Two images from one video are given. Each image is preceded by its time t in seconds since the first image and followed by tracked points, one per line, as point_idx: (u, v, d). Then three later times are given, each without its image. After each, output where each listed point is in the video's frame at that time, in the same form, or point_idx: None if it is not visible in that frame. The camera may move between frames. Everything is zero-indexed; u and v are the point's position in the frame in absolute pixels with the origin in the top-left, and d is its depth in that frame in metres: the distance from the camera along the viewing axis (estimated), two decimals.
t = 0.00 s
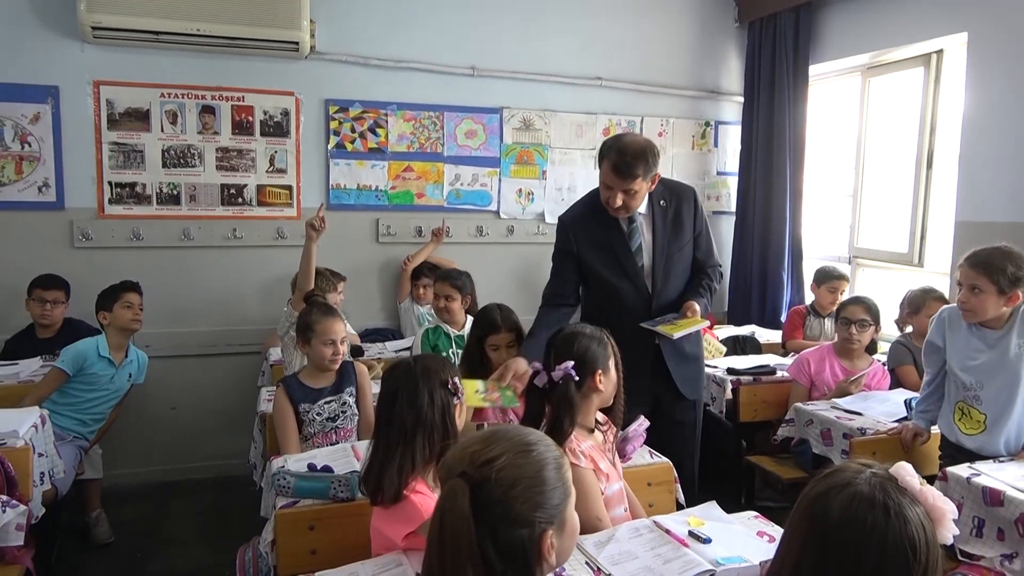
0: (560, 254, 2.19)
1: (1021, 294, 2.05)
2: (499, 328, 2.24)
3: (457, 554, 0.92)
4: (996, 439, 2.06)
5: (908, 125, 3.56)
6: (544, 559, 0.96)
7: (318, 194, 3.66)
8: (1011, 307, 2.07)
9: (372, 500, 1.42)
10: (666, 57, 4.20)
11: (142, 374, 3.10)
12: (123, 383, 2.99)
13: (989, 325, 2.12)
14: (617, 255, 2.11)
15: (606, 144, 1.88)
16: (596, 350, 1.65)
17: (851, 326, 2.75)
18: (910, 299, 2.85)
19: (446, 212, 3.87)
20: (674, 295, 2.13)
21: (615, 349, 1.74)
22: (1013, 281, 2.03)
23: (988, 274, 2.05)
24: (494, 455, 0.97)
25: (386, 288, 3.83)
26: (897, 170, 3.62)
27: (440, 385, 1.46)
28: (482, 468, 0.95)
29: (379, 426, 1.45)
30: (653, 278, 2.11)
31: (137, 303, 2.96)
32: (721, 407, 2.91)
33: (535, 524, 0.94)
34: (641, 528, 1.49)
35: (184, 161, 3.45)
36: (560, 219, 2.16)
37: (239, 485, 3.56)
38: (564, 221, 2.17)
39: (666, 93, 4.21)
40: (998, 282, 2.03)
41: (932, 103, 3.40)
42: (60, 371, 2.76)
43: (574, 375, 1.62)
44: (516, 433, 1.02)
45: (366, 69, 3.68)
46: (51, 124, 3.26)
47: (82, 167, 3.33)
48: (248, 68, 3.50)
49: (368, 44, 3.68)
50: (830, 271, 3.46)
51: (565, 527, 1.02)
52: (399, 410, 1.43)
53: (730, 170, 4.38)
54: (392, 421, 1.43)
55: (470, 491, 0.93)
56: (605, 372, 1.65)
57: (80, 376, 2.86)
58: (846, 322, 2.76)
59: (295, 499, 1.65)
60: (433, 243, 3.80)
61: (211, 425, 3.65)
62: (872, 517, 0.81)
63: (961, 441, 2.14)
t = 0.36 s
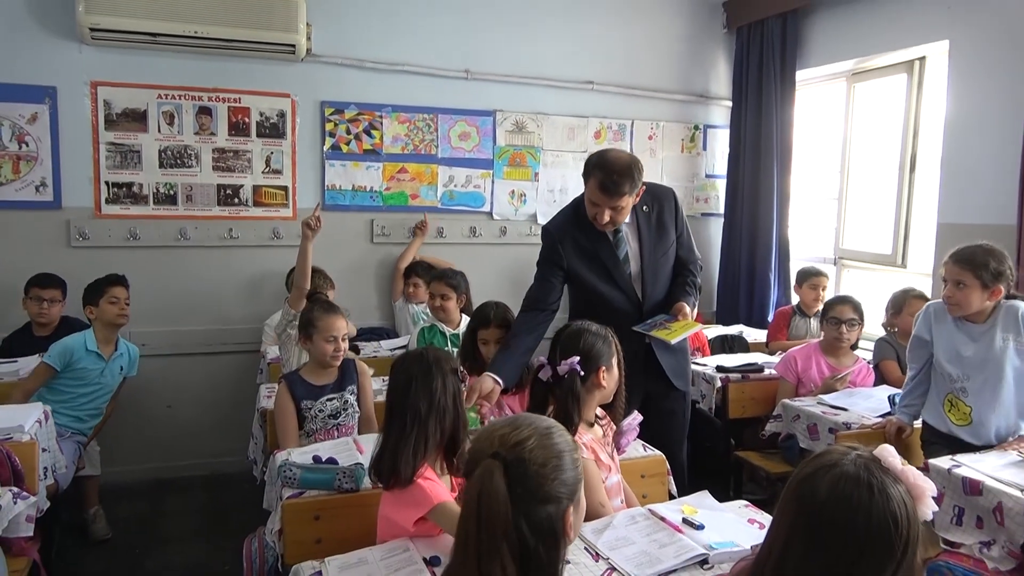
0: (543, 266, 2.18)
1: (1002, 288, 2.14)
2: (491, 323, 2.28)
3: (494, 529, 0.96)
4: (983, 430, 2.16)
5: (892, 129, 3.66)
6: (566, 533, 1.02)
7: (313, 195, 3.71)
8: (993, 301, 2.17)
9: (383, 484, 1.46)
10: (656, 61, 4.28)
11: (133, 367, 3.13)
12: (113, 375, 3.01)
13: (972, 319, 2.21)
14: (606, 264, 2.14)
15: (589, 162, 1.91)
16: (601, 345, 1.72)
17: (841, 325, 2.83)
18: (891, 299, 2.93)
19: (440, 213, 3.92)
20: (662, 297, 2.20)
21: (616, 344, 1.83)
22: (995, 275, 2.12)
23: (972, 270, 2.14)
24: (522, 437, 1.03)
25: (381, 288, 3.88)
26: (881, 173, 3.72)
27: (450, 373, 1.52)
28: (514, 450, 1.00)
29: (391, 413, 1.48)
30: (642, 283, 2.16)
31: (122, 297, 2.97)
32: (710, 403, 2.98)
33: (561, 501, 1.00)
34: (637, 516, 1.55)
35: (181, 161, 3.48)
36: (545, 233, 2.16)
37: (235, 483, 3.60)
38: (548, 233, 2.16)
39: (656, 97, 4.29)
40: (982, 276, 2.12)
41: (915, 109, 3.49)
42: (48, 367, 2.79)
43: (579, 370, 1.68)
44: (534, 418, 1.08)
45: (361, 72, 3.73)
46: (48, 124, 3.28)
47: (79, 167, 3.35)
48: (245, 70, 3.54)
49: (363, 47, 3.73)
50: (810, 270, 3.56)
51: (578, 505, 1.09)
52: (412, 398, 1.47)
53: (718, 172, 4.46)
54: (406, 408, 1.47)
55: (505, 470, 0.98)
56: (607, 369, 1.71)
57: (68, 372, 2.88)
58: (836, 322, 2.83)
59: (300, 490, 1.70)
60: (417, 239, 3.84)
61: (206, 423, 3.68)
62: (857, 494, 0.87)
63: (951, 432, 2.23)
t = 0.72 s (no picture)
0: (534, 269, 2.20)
1: (980, 281, 2.20)
2: (484, 319, 2.31)
3: (512, 504, 0.97)
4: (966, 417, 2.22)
5: (880, 129, 3.71)
6: (576, 513, 1.04)
7: (309, 194, 3.73)
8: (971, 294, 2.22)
9: (387, 473, 1.49)
10: (647, 62, 4.33)
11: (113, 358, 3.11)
12: (93, 366, 2.99)
13: (950, 312, 2.28)
14: (599, 267, 2.17)
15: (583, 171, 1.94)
16: (595, 340, 1.76)
17: (831, 322, 2.88)
18: (879, 295, 2.99)
19: (434, 212, 3.95)
20: (653, 296, 2.25)
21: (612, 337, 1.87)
22: (974, 270, 2.18)
23: (951, 262, 2.19)
24: (536, 418, 1.05)
25: (375, 287, 3.91)
26: (869, 173, 3.77)
27: (449, 364, 1.55)
28: (530, 429, 1.02)
29: (392, 404, 1.51)
30: (635, 284, 2.21)
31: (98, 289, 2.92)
32: (703, 398, 3.00)
33: (573, 478, 1.02)
34: (632, 506, 1.59)
35: (177, 161, 3.50)
36: (537, 239, 2.17)
37: (231, 481, 3.62)
38: (540, 236, 2.18)
39: (647, 97, 4.33)
40: (961, 269, 2.18)
41: (902, 109, 3.55)
42: (24, 363, 2.77)
43: (573, 365, 1.71)
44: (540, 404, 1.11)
45: (356, 72, 3.76)
46: (44, 124, 3.30)
47: (75, 167, 3.37)
48: (240, 70, 3.56)
49: (358, 47, 3.76)
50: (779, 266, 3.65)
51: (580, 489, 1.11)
52: (413, 389, 1.50)
53: (709, 172, 4.51)
54: (407, 399, 1.50)
55: (524, 449, 1.00)
56: (601, 363, 1.75)
57: (47, 367, 2.85)
58: (829, 318, 2.88)
59: (302, 483, 1.74)
60: (406, 237, 3.85)
61: (202, 421, 3.70)
62: (840, 476, 0.90)
63: (939, 422, 2.29)
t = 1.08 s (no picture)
0: (532, 260, 2.20)
1: (986, 290, 2.24)
2: (476, 317, 2.32)
3: (509, 494, 0.98)
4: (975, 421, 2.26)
5: (873, 127, 3.72)
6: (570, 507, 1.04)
7: (304, 194, 3.74)
8: (976, 303, 2.27)
9: (380, 472, 1.49)
10: (642, 61, 4.34)
11: (86, 356, 3.05)
12: (55, 366, 2.95)
13: (955, 318, 2.32)
14: (596, 258, 2.17)
15: (584, 158, 1.95)
16: (587, 338, 1.76)
17: (823, 319, 2.89)
18: (876, 293, 2.99)
19: (429, 212, 3.96)
20: (648, 290, 2.25)
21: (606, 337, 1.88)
22: (982, 278, 2.22)
23: (959, 266, 2.24)
24: (532, 412, 1.06)
25: (371, 287, 3.91)
26: (863, 171, 3.78)
27: (442, 363, 1.56)
28: (525, 422, 1.03)
29: (385, 403, 1.52)
30: (630, 278, 2.21)
31: (55, 291, 2.92)
32: (698, 397, 3.02)
33: (568, 471, 1.02)
34: (626, 503, 1.59)
35: (172, 162, 3.50)
36: (535, 227, 2.17)
37: (228, 481, 3.62)
38: (538, 227, 2.18)
39: (642, 96, 4.34)
40: (969, 276, 2.22)
41: (895, 107, 3.57)
42: None
43: (565, 363, 1.72)
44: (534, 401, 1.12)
45: (351, 72, 3.76)
46: (39, 126, 3.30)
47: (70, 168, 3.37)
48: (235, 71, 3.57)
49: (353, 47, 3.76)
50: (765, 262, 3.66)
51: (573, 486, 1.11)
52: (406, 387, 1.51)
53: (704, 170, 4.52)
54: (401, 397, 1.51)
55: (519, 440, 1.00)
56: (593, 361, 1.76)
57: (6, 372, 2.88)
58: (820, 316, 2.90)
59: (297, 482, 1.74)
60: (404, 240, 3.84)
61: (199, 422, 3.70)
62: (826, 473, 0.91)
63: (946, 428, 2.31)
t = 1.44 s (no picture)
0: (531, 247, 2.18)
1: (980, 308, 2.22)
2: (459, 317, 2.31)
3: (477, 496, 0.97)
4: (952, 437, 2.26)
5: (865, 124, 3.72)
6: (542, 510, 1.03)
7: (296, 192, 3.73)
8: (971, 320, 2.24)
9: (361, 472, 1.49)
10: (635, 59, 4.33)
11: (58, 345, 3.03)
12: (24, 364, 2.90)
13: (949, 335, 2.30)
14: (598, 245, 2.15)
15: (604, 139, 1.99)
16: (571, 336, 1.76)
17: (811, 318, 2.89)
18: (866, 292, 2.97)
19: (422, 210, 3.95)
20: (647, 283, 2.23)
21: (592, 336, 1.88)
22: (981, 295, 2.21)
23: (958, 281, 2.23)
24: (503, 412, 1.06)
25: (363, 285, 3.90)
26: (855, 169, 3.78)
27: (425, 362, 1.56)
28: (496, 422, 1.03)
29: (366, 403, 1.52)
30: (630, 268, 2.19)
31: (16, 296, 2.85)
32: (690, 394, 3.03)
33: (540, 472, 1.02)
34: (610, 502, 1.59)
35: (163, 159, 3.49)
36: (537, 212, 2.15)
37: (219, 480, 3.61)
38: (539, 214, 2.16)
39: (635, 94, 4.34)
40: (965, 291, 2.21)
41: (887, 104, 3.56)
42: None
43: (548, 361, 1.72)
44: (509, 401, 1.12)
45: (343, 70, 3.75)
46: (28, 123, 3.28)
47: (60, 166, 3.35)
48: (226, 69, 3.55)
49: (345, 45, 3.75)
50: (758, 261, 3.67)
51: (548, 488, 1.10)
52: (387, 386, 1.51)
53: (697, 168, 4.52)
54: (381, 396, 1.50)
55: (487, 440, 1.00)
56: (577, 359, 1.76)
57: None
58: (807, 313, 2.90)
59: (281, 481, 1.73)
60: (397, 240, 3.83)
61: (190, 421, 3.69)
62: (800, 470, 0.91)
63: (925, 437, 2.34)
